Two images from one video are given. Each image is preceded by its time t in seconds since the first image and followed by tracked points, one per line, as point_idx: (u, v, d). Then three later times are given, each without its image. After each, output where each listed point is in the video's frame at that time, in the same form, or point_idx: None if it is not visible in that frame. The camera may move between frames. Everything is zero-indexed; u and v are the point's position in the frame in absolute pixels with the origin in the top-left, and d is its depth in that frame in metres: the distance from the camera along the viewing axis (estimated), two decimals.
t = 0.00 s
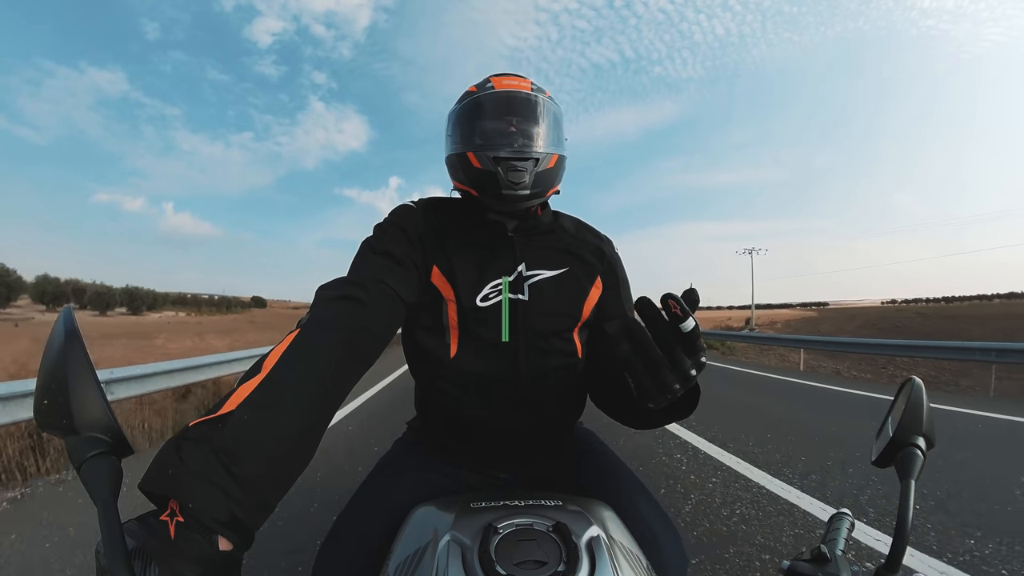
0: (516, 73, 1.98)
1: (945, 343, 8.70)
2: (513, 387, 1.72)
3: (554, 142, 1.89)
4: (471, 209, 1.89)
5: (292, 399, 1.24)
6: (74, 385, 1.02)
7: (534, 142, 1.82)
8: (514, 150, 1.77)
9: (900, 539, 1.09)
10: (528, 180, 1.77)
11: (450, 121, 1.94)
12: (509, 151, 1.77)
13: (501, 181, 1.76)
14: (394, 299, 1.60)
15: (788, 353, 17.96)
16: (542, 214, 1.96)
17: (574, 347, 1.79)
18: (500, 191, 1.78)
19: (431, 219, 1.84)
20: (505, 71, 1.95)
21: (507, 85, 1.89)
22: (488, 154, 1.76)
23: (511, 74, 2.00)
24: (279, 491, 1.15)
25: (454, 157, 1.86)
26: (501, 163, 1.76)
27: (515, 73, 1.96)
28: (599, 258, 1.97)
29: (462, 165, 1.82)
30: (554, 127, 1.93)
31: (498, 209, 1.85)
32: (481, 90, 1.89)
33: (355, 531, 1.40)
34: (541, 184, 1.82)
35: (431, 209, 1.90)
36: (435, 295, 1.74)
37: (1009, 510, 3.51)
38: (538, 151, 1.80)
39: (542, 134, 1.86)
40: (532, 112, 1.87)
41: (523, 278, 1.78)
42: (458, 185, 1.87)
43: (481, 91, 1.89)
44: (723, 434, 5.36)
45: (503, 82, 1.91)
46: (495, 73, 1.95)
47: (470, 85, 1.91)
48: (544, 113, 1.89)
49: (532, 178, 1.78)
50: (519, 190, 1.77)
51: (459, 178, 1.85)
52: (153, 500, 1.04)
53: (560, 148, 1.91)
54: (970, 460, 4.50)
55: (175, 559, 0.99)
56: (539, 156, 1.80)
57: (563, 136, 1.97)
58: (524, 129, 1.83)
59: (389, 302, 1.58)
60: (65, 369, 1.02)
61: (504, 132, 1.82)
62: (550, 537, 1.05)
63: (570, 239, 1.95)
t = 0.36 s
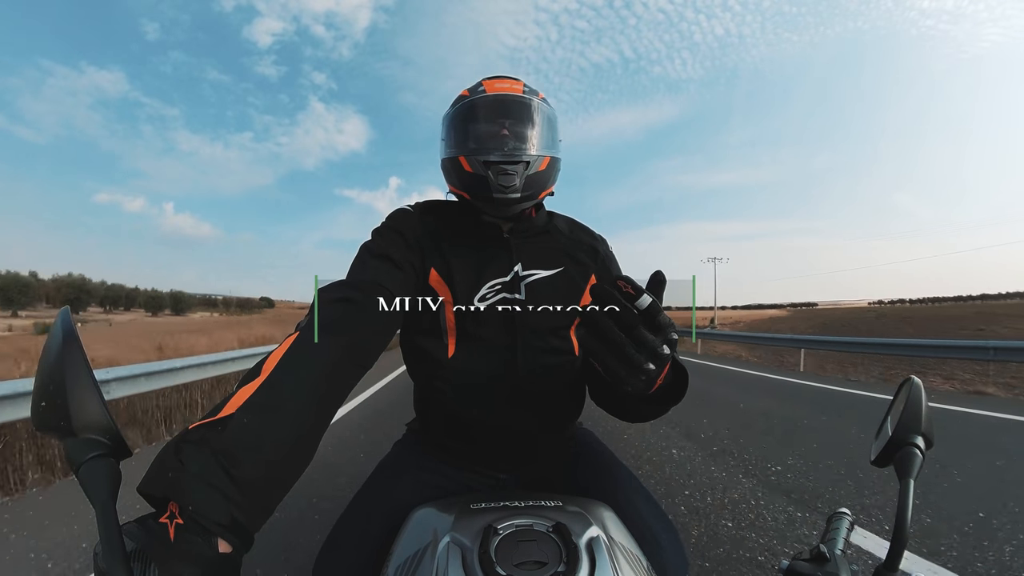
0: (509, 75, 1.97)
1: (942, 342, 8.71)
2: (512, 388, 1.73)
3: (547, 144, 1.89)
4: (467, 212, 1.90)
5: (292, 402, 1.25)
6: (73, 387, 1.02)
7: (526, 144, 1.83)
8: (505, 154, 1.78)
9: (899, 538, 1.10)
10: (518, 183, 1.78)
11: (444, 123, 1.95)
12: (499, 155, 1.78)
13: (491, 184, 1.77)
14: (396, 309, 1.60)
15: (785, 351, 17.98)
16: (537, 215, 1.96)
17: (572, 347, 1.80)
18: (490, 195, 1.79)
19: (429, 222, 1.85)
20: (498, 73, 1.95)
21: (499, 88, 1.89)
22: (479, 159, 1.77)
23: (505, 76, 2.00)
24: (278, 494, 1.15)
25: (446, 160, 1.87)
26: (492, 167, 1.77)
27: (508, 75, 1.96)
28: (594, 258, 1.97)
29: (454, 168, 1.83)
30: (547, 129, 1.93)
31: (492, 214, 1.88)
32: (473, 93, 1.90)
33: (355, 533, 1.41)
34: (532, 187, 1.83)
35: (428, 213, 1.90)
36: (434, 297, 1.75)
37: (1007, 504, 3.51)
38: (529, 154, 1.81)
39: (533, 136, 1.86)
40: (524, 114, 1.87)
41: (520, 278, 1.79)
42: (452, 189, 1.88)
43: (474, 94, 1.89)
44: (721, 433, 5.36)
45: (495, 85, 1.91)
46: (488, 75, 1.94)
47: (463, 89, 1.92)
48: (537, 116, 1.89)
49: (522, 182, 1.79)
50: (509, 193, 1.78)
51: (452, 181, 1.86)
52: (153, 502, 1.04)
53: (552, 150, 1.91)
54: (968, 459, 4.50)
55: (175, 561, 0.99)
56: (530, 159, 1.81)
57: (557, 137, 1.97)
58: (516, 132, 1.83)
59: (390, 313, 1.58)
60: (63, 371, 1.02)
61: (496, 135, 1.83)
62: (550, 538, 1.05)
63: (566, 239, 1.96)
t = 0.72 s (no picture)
0: (506, 82, 1.92)
1: (942, 341, 8.69)
2: (515, 389, 1.73)
3: (546, 160, 1.89)
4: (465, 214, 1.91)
5: (296, 404, 1.25)
6: (74, 392, 1.02)
7: (526, 167, 1.82)
8: (506, 181, 1.78)
9: (904, 535, 1.09)
10: (519, 211, 1.80)
11: (440, 135, 1.92)
12: (500, 182, 1.78)
13: (492, 214, 1.79)
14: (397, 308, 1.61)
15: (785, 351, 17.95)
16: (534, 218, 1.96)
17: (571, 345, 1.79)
18: (491, 222, 1.81)
19: (430, 223, 1.85)
20: (494, 81, 1.90)
21: (495, 102, 1.85)
22: (479, 186, 1.77)
23: (501, 80, 1.95)
24: (281, 498, 1.15)
25: (445, 180, 1.86)
26: (492, 196, 1.77)
27: (504, 84, 1.91)
28: (591, 257, 1.97)
29: (453, 191, 1.83)
30: (546, 141, 1.92)
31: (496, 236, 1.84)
32: (469, 108, 1.86)
33: (359, 535, 1.41)
34: (532, 210, 1.85)
35: (430, 213, 1.91)
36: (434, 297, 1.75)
37: (1008, 502, 3.50)
38: (529, 179, 1.81)
39: (533, 156, 1.85)
40: (523, 132, 1.86)
41: (520, 277, 1.81)
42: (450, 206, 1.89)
43: (469, 109, 1.86)
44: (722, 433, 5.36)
45: (491, 97, 1.86)
46: (484, 84, 1.89)
47: (459, 102, 1.88)
48: (535, 131, 1.88)
49: (522, 209, 1.81)
50: (510, 221, 1.81)
51: (450, 201, 1.87)
52: (157, 506, 1.04)
53: (552, 165, 1.92)
54: (968, 458, 4.49)
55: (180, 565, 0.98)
56: (530, 184, 1.81)
57: (557, 146, 1.97)
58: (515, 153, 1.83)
59: (391, 312, 1.58)
60: (66, 376, 1.02)
61: (494, 156, 1.82)
62: (554, 538, 1.05)
63: (562, 240, 1.96)
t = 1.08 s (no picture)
0: (501, 86, 1.87)
1: (941, 342, 8.69)
2: (513, 388, 1.73)
3: (544, 172, 1.88)
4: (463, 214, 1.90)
5: (294, 402, 1.25)
6: (74, 389, 1.02)
7: (523, 183, 1.82)
8: (502, 200, 1.77)
9: (904, 536, 1.09)
10: (516, 229, 1.81)
11: (434, 144, 1.90)
12: (497, 201, 1.77)
13: (489, 232, 1.79)
14: (396, 307, 1.62)
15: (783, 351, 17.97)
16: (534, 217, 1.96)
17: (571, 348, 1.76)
18: (488, 239, 1.81)
19: (427, 223, 1.87)
20: (489, 87, 1.84)
21: (491, 113, 1.81)
22: (475, 204, 1.77)
23: (495, 82, 1.88)
24: (280, 496, 1.15)
25: (442, 193, 1.86)
26: (488, 215, 1.77)
27: (499, 89, 1.85)
28: (592, 255, 1.97)
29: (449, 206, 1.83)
30: (542, 149, 1.90)
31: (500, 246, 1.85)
32: (464, 118, 1.82)
33: (358, 534, 1.41)
34: (529, 225, 1.85)
35: (427, 212, 1.91)
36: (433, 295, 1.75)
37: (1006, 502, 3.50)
38: (526, 197, 1.81)
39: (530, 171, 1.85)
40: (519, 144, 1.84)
41: (520, 276, 1.81)
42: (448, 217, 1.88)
43: (463, 118, 1.82)
44: (720, 433, 5.37)
45: (486, 107, 1.82)
46: (479, 91, 1.84)
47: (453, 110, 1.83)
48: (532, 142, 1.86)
49: (520, 226, 1.82)
50: (507, 239, 1.82)
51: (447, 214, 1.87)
52: (156, 505, 1.04)
53: (549, 175, 1.91)
54: (967, 459, 4.49)
55: (180, 563, 0.98)
56: (527, 201, 1.82)
57: (554, 152, 1.96)
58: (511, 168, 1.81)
59: (390, 311, 1.59)
60: (65, 373, 1.02)
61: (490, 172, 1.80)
62: (553, 537, 1.05)
63: (562, 238, 1.96)
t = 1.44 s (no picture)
0: (506, 77, 1.94)
1: (943, 343, 8.68)
2: (514, 389, 1.73)
3: (547, 151, 1.88)
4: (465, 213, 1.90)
5: (297, 404, 1.25)
6: (75, 393, 1.02)
7: (525, 156, 1.82)
8: (502, 169, 1.77)
9: (904, 535, 1.10)
10: (516, 199, 1.79)
11: (441, 128, 1.94)
12: (497, 170, 1.77)
13: (489, 201, 1.78)
14: (397, 307, 1.60)
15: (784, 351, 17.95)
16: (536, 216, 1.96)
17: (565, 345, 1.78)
18: (488, 211, 1.80)
19: (431, 222, 1.86)
20: (495, 75, 1.91)
21: (495, 94, 1.86)
22: (475, 173, 1.77)
23: (503, 76, 1.96)
24: (282, 498, 1.15)
25: (444, 170, 1.87)
26: (488, 183, 1.77)
27: (504, 78, 1.92)
28: (592, 256, 1.96)
29: (451, 180, 1.83)
30: (546, 134, 1.92)
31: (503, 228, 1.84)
32: (470, 99, 1.88)
33: (360, 534, 1.41)
34: (530, 200, 1.83)
35: (431, 210, 1.91)
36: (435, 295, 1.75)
37: (1008, 503, 3.50)
38: (527, 168, 1.80)
39: (533, 146, 1.85)
40: (523, 122, 1.85)
41: (521, 276, 1.81)
42: (450, 197, 1.89)
43: (469, 100, 1.88)
44: (721, 433, 5.37)
45: (491, 90, 1.88)
46: (485, 78, 1.91)
47: (460, 93, 1.90)
48: (535, 124, 1.88)
49: (520, 197, 1.80)
50: (506, 210, 1.80)
51: (450, 192, 1.87)
52: (159, 507, 1.05)
53: (552, 157, 1.90)
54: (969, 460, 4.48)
55: (181, 565, 0.99)
56: (528, 172, 1.80)
57: (557, 142, 1.96)
58: (514, 143, 1.82)
59: (390, 311, 1.58)
60: (66, 376, 1.02)
61: (491, 146, 1.81)
62: (554, 537, 1.05)
63: (562, 239, 1.96)
